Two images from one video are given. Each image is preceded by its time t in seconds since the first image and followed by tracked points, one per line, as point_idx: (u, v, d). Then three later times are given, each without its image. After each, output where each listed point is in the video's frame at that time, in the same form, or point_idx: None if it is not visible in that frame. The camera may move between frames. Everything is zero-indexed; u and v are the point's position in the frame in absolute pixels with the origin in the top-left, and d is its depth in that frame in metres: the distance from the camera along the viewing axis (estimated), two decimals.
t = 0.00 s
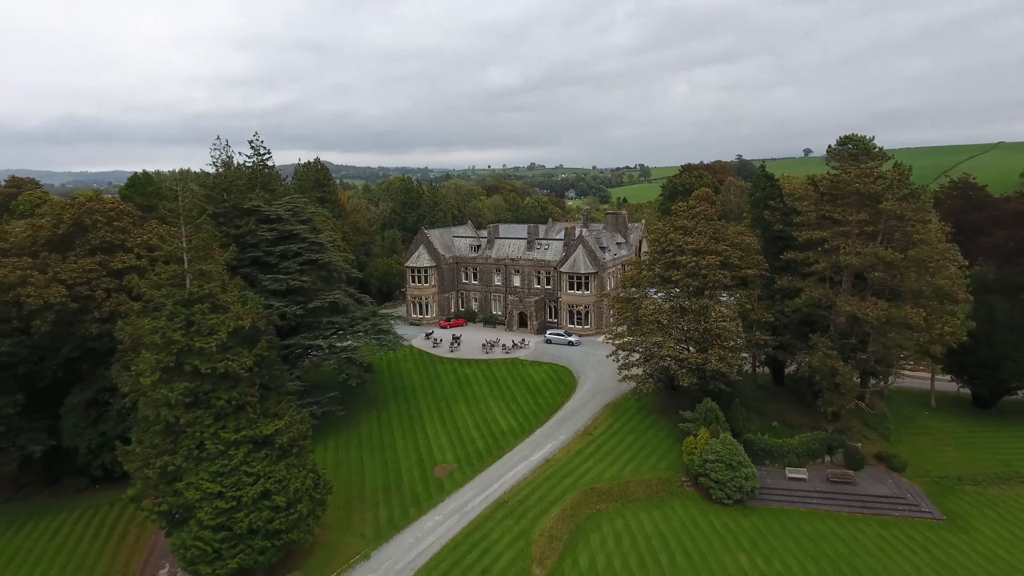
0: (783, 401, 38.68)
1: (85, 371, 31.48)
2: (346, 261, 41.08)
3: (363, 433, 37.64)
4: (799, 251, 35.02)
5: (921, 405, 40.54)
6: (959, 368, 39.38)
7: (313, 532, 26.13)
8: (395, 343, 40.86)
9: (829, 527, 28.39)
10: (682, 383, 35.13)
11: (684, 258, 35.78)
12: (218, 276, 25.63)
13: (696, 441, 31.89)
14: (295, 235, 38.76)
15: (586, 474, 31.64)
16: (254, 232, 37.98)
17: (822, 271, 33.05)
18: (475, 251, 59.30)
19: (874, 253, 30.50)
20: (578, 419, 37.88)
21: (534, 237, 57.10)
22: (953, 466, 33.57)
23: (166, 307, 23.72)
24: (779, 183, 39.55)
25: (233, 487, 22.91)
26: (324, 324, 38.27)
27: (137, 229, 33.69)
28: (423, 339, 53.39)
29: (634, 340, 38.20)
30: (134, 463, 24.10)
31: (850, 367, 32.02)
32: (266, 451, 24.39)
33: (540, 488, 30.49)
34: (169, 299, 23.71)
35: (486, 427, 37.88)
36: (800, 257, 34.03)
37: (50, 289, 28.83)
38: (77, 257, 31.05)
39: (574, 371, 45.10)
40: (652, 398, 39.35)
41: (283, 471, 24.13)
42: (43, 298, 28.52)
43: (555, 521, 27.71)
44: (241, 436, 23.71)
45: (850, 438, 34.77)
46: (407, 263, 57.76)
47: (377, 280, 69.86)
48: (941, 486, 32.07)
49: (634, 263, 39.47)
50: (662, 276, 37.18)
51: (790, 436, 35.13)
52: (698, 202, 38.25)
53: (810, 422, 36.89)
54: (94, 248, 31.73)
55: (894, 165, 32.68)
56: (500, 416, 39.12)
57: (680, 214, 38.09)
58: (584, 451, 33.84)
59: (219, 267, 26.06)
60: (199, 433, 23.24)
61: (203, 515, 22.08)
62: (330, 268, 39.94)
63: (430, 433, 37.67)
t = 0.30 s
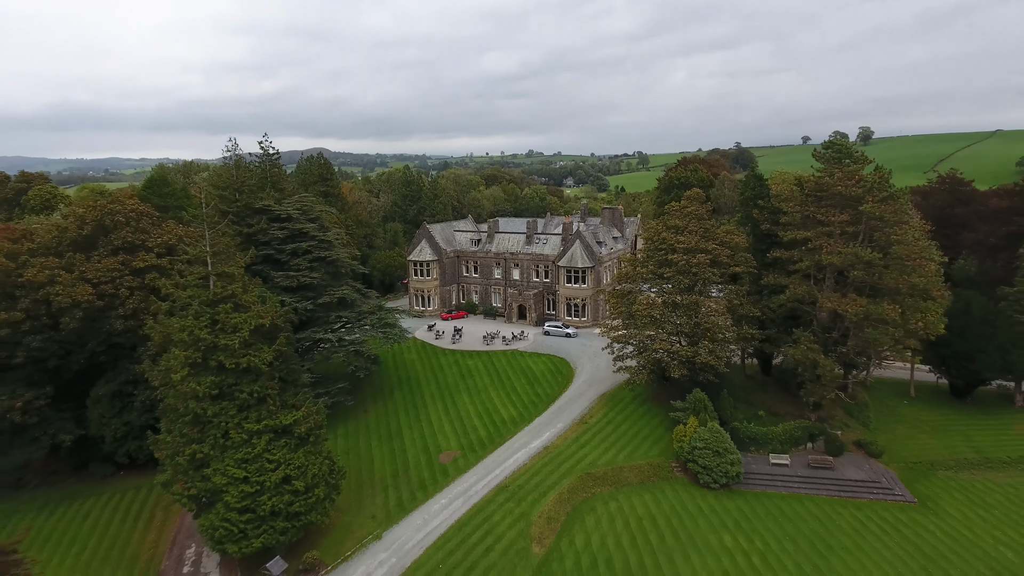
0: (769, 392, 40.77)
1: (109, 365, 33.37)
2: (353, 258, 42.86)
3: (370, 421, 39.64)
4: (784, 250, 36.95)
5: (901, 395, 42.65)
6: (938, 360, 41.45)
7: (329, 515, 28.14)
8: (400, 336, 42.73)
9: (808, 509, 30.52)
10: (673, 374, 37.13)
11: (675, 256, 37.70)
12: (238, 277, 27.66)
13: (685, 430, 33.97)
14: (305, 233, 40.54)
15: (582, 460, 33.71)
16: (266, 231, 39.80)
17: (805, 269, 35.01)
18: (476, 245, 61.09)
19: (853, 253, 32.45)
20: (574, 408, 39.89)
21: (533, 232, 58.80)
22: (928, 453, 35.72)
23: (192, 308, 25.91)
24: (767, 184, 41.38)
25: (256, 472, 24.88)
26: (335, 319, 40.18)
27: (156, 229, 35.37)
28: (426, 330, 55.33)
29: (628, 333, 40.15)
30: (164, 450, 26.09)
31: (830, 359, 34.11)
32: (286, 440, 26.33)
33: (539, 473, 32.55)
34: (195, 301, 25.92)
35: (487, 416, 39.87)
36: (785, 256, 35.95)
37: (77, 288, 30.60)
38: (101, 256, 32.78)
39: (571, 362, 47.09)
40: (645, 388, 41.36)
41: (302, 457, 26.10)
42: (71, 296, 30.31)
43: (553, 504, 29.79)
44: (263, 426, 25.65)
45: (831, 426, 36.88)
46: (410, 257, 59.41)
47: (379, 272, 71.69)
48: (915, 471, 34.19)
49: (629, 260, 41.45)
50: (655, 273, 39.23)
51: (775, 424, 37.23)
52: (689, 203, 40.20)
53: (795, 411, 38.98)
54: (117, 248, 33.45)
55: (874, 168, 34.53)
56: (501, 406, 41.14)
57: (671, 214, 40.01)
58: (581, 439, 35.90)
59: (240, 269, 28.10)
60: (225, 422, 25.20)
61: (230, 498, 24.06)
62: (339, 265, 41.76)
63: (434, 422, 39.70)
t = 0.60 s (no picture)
0: (758, 383, 42.78)
1: (132, 359, 35.24)
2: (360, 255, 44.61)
3: (377, 412, 41.60)
4: (772, 249, 38.80)
5: (884, 385, 44.73)
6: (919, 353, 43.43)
7: (342, 499, 30.13)
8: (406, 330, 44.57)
9: (791, 494, 32.58)
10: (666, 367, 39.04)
11: (669, 255, 39.54)
12: (255, 278, 29.75)
13: (677, 420, 35.94)
14: (314, 232, 42.30)
15: (579, 449, 35.69)
16: (277, 230, 41.58)
17: (791, 267, 36.88)
18: (477, 240, 62.84)
19: (835, 253, 34.34)
20: (572, 398, 41.87)
21: (532, 227, 60.44)
22: (906, 441, 37.78)
23: (215, 307, 27.98)
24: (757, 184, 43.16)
25: (276, 460, 26.78)
26: (343, 314, 42.01)
27: (174, 229, 37.02)
28: (429, 323, 57.20)
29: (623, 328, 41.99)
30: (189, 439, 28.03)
31: (813, 353, 36.11)
32: (303, 430, 28.25)
33: (538, 461, 34.56)
34: (218, 300, 27.95)
35: (489, 407, 41.84)
36: (773, 255, 37.79)
37: (102, 288, 32.32)
38: (123, 256, 34.49)
39: (569, 354, 49.01)
40: (639, 380, 43.30)
41: (318, 446, 28.03)
42: (96, 295, 32.10)
43: (551, 489, 31.82)
44: (281, 417, 27.56)
45: (815, 416, 38.91)
46: (413, 251, 61.05)
47: (383, 265, 73.46)
48: (893, 458, 36.27)
49: (625, 257, 43.29)
50: (649, 270, 41.09)
51: (762, 414, 39.24)
52: (682, 204, 42.00)
53: (782, 401, 41.01)
54: (137, 248, 35.16)
55: (857, 172, 36.34)
56: (502, 397, 43.10)
57: (665, 214, 41.81)
58: (578, 428, 37.89)
59: (258, 271, 30.05)
60: (247, 414, 27.15)
61: (253, 483, 25.98)
62: (347, 262, 43.53)
63: (439, 412, 41.67)
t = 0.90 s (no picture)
0: (742, 375, 45.01)
1: (148, 355, 37.10)
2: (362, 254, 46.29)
3: (381, 403, 43.65)
4: (755, 248, 40.85)
5: (862, 377, 47.04)
6: (896, 345, 45.69)
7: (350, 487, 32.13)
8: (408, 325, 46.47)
9: (770, 479, 34.82)
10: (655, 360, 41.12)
11: (658, 254, 41.55)
12: (267, 281, 31.81)
13: (665, 411, 38.11)
14: (319, 231, 44.00)
15: (573, 438, 37.86)
16: (283, 231, 43.42)
17: (773, 266, 38.98)
18: (474, 236, 64.64)
19: (814, 253, 36.44)
20: (566, 390, 44.02)
21: (528, 223, 62.26)
22: (880, 429, 40.10)
23: (233, 307, 30.15)
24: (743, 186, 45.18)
25: (290, 450, 28.75)
26: (348, 310, 43.90)
27: (186, 230, 38.74)
28: (428, 317, 59.16)
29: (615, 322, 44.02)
30: (207, 431, 30.00)
31: (793, 347, 38.30)
32: (315, 422, 30.23)
33: (533, 450, 36.70)
34: (235, 301, 30.15)
35: (487, 398, 43.97)
36: (756, 254, 39.84)
37: (120, 287, 34.04)
38: (139, 256, 36.25)
39: (563, 347, 51.11)
40: (630, 372, 45.45)
41: (328, 437, 30.03)
42: (115, 294, 33.83)
43: (546, 476, 33.97)
44: (294, 410, 29.54)
45: (796, 406, 41.20)
46: (412, 247, 62.81)
47: (382, 259, 75.27)
48: (868, 446, 38.57)
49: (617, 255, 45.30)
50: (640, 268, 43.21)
51: (746, 404, 41.48)
52: (671, 205, 44.01)
53: (764, 392, 43.25)
54: (152, 249, 36.94)
55: (835, 176, 38.36)
56: (500, 388, 45.23)
57: (654, 214, 43.82)
58: (571, 419, 40.03)
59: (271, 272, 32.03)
60: (262, 407, 29.15)
61: (269, 471, 27.96)
62: (350, 261, 45.24)
63: (438, 402, 43.78)
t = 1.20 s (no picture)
0: (728, 367, 47.30)
1: (163, 350, 39.03)
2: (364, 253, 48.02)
3: (383, 395, 45.71)
4: (740, 247, 42.95)
5: (842, 367, 49.40)
6: (874, 338, 47.94)
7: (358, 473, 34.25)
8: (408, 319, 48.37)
9: (751, 465, 37.12)
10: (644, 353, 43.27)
11: (647, 252, 43.61)
12: (278, 281, 33.78)
13: (653, 401, 40.32)
14: (321, 231, 45.76)
15: (566, 427, 40.03)
16: (288, 231, 45.28)
17: (755, 264, 41.10)
18: (471, 231, 66.48)
19: (793, 252, 38.58)
20: (560, 381, 46.18)
21: (523, 219, 64.11)
22: (857, 417, 42.47)
23: (247, 307, 32.20)
24: (728, 186, 47.25)
25: (302, 440, 30.75)
26: (351, 306, 45.72)
27: (196, 232, 40.44)
28: (427, 311, 61.12)
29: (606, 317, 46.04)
30: (224, 422, 31.96)
31: (774, 341, 40.52)
32: (324, 413, 32.24)
33: (529, 439, 38.88)
34: (249, 302, 32.29)
35: (484, 389, 46.07)
36: (740, 252, 41.95)
37: (136, 287, 35.84)
38: (153, 257, 38.00)
39: (558, 340, 53.23)
40: (621, 365, 47.59)
41: (337, 428, 32.06)
42: (131, 294, 35.61)
43: (541, 463, 36.17)
44: (305, 403, 31.52)
45: (777, 396, 43.53)
46: (410, 243, 64.46)
47: (380, 253, 77.08)
48: (844, 433, 40.89)
49: (608, 253, 47.31)
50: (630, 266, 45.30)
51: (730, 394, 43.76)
52: (659, 205, 46.01)
53: (748, 382, 45.52)
54: (164, 249, 38.67)
55: (814, 179, 40.44)
56: (497, 380, 47.35)
57: (643, 214, 45.86)
58: (565, 409, 42.21)
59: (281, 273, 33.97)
60: (275, 400, 31.14)
61: (282, 460, 29.98)
62: (352, 259, 47.01)
63: (438, 394, 45.87)
